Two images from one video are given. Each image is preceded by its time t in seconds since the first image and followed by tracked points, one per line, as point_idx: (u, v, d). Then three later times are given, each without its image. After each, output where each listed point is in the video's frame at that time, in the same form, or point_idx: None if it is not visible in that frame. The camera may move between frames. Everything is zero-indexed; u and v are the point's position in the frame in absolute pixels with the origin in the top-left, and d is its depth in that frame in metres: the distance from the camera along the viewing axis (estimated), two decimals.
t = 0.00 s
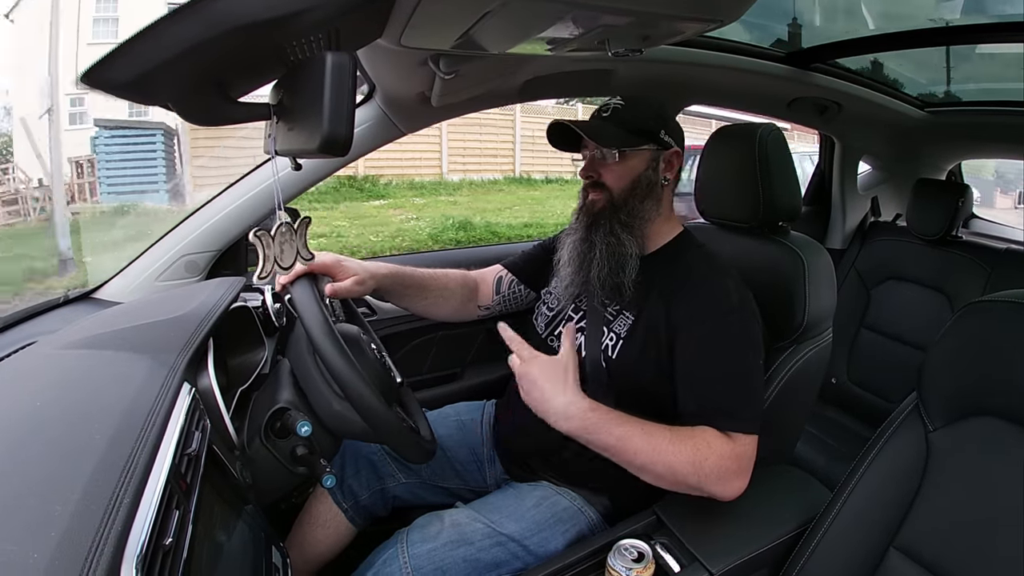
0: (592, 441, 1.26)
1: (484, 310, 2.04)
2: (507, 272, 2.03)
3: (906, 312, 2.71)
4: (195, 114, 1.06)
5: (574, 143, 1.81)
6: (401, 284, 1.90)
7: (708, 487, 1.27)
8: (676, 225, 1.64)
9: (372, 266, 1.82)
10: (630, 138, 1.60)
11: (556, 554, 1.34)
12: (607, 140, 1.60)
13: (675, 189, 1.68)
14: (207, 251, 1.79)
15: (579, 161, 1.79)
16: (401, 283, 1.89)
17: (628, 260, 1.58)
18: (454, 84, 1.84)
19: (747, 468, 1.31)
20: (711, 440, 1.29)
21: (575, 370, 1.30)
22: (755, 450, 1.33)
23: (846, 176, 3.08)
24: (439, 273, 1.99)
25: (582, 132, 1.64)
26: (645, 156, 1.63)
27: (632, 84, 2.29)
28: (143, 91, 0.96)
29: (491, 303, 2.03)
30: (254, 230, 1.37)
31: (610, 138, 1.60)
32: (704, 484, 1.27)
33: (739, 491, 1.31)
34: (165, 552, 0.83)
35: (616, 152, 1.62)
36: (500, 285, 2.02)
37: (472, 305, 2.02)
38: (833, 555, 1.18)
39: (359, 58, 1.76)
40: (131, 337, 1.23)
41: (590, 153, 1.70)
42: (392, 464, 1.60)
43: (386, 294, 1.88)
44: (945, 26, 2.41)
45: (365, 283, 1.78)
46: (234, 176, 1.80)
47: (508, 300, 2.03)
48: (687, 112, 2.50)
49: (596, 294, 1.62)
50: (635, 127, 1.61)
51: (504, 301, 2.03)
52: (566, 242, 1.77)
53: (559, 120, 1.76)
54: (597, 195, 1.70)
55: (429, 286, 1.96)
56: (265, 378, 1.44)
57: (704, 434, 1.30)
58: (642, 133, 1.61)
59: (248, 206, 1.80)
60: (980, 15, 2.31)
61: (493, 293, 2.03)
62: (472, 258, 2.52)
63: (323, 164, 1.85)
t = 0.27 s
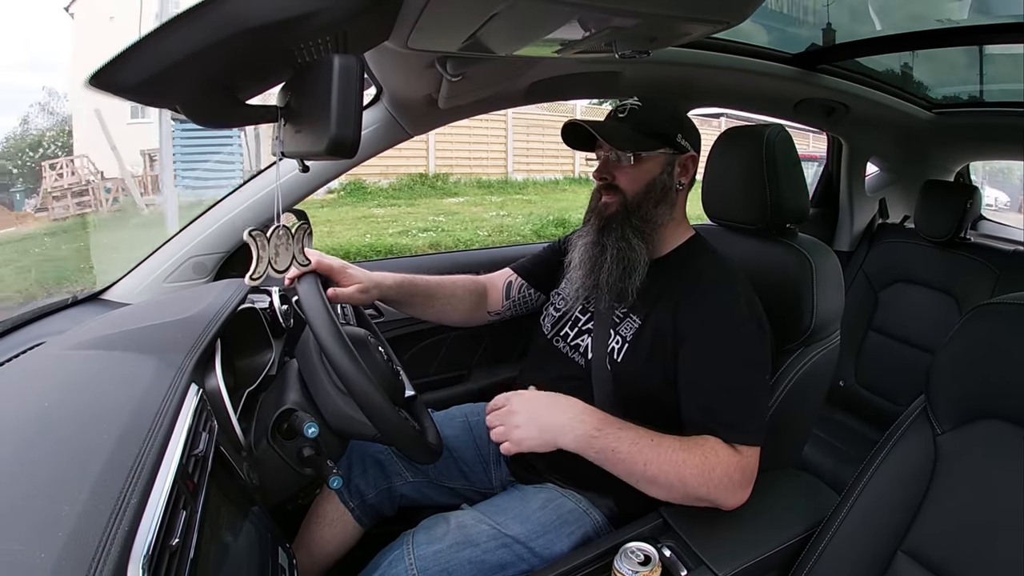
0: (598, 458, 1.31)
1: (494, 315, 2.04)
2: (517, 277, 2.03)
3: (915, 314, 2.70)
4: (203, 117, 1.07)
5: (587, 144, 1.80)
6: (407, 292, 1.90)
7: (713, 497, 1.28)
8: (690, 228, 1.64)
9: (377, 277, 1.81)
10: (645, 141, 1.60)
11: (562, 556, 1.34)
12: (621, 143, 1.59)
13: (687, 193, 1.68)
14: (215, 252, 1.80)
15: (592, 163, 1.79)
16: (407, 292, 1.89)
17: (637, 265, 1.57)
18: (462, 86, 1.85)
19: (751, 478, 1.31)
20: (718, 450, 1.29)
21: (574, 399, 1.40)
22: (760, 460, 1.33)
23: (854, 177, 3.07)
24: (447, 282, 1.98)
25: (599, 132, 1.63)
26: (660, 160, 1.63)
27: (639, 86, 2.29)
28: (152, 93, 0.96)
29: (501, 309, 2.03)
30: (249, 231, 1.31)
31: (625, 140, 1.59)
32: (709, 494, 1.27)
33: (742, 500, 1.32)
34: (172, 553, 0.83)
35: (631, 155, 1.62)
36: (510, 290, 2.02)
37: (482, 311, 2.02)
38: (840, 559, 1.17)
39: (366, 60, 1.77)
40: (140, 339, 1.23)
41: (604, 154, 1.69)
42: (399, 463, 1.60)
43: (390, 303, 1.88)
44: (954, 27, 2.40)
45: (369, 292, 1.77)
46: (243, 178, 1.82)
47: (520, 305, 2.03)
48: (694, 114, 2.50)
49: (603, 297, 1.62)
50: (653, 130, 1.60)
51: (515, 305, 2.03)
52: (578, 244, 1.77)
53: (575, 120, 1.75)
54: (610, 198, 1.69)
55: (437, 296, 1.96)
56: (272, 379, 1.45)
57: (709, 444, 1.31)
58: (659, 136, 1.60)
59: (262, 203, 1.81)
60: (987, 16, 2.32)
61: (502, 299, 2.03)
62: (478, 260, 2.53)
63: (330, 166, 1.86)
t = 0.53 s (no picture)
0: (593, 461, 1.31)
1: (497, 312, 2.04)
2: (522, 274, 2.02)
3: (919, 316, 2.69)
4: (208, 116, 1.07)
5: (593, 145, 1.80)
6: (410, 292, 1.90)
7: (709, 496, 1.28)
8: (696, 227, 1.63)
9: (382, 275, 1.81)
10: (651, 141, 1.60)
11: (564, 556, 1.34)
12: (626, 143, 1.59)
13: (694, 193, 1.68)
14: (220, 251, 1.80)
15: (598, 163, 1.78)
16: (412, 289, 1.89)
17: (645, 265, 1.56)
18: (467, 86, 1.85)
19: (748, 476, 1.31)
20: (713, 451, 1.29)
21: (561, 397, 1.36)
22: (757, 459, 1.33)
23: (859, 178, 3.06)
24: (450, 280, 1.98)
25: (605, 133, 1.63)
26: (666, 160, 1.62)
27: (644, 86, 2.29)
28: (156, 92, 0.96)
29: (505, 306, 2.03)
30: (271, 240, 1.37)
31: (630, 140, 1.59)
32: (704, 494, 1.28)
33: (739, 498, 1.32)
34: (175, 550, 0.83)
35: (637, 155, 1.61)
36: (515, 287, 2.02)
37: (486, 309, 2.02)
38: (843, 561, 1.17)
39: (370, 60, 1.77)
40: (145, 336, 1.23)
41: (611, 154, 1.69)
42: (403, 460, 1.60)
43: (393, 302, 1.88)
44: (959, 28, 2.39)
45: (372, 290, 1.77)
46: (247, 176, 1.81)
47: (524, 303, 2.03)
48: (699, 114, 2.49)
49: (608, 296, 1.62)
50: (658, 130, 1.60)
51: (519, 304, 2.03)
52: (583, 243, 1.76)
53: (582, 122, 1.75)
54: (617, 198, 1.69)
55: (440, 294, 1.96)
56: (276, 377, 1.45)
57: (701, 444, 1.31)
58: (664, 136, 1.60)
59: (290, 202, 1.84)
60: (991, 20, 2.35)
61: (507, 296, 2.03)
62: (482, 260, 2.53)
63: (334, 165, 1.86)
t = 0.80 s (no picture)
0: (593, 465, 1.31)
1: (498, 308, 2.03)
2: (522, 271, 2.03)
3: (922, 316, 2.69)
4: (211, 116, 1.07)
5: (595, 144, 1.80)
6: (413, 290, 1.90)
7: (709, 496, 1.29)
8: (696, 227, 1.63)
9: (387, 266, 1.82)
10: (654, 140, 1.59)
11: (566, 557, 1.33)
12: (629, 141, 1.59)
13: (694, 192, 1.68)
14: (223, 251, 1.81)
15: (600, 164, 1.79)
16: (418, 281, 1.89)
17: (646, 265, 1.57)
18: (469, 86, 1.85)
19: (748, 476, 1.31)
20: (710, 452, 1.30)
21: (560, 405, 1.36)
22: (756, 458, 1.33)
23: (861, 178, 3.06)
24: (454, 274, 1.98)
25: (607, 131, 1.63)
26: (667, 159, 1.62)
27: (646, 86, 2.29)
28: (158, 93, 0.96)
29: (506, 302, 2.02)
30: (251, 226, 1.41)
31: (633, 139, 1.59)
32: (704, 495, 1.28)
33: (738, 497, 1.33)
34: (178, 550, 0.83)
35: (639, 154, 1.61)
36: (515, 283, 2.02)
37: (487, 305, 2.01)
38: (845, 561, 1.17)
39: (373, 60, 1.77)
40: (148, 336, 1.24)
41: (612, 154, 1.69)
42: (406, 459, 1.60)
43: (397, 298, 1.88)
44: (961, 28, 2.38)
45: (378, 283, 1.78)
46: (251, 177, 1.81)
47: (524, 300, 2.03)
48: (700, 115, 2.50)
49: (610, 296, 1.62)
50: (659, 129, 1.60)
51: (520, 300, 2.03)
52: (584, 244, 1.77)
53: (583, 120, 1.75)
54: (618, 197, 1.69)
55: (444, 288, 1.96)
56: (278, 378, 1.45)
57: (699, 445, 1.31)
58: (666, 135, 1.60)
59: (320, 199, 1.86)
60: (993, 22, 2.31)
61: (507, 292, 2.02)
62: (484, 260, 2.53)
63: (337, 166, 1.86)
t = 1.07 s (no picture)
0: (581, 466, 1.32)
1: (496, 317, 2.03)
2: (518, 278, 2.03)
3: (925, 315, 2.68)
4: (212, 117, 1.07)
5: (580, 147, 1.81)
6: (410, 293, 1.89)
7: (699, 498, 1.27)
8: (685, 227, 1.63)
9: (385, 277, 1.82)
10: (639, 141, 1.60)
11: (568, 556, 1.33)
12: (614, 144, 1.60)
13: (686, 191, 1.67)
14: (225, 251, 1.81)
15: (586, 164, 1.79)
16: (414, 292, 1.89)
17: (637, 266, 1.56)
18: (470, 86, 1.85)
19: (741, 480, 1.30)
20: (702, 453, 1.29)
21: (548, 412, 1.38)
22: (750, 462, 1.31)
23: (864, 176, 3.05)
24: (451, 283, 1.98)
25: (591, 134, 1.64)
26: (654, 160, 1.62)
27: (647, 85, 2.29)
28: (159, 94, 0.96)
29: (503, 310, 2.03)
30: (264, 232, 1.32)
31: (619, 141, 1.60)
32: (694, 495, 1.27)
33: (732, 501, 1.31)
34: (180, 550, 0.83)
35: (624, 155, 1.61)
36: (512, 292, 2.02)
37: (485, 314, 2.01)
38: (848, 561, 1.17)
39: (374, 60, 1.77)
40: (151, 336, 1.24)
41: (598, 155, 1.69)
42: (408, 459, 1.61)
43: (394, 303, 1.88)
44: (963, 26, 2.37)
45: (377, 292, 1.78)
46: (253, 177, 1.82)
47: (521, 307, 2.03)
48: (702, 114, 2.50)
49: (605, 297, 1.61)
50: (645, 130, 1.61)
51: (517, 308, 2.03)
52: (573, 246, 1.78)
53: (565, 124, 1.76)
54: (605, 200, 1.70)
55: (441, 298, 1.96)
56: (281, 378, 1.45)
57: (689, 446, 1.31)
58: (651, 136, 1.61)
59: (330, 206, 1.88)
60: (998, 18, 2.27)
61: (505, 301, 2.02)
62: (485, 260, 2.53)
63: (339, 166, 1.86)
